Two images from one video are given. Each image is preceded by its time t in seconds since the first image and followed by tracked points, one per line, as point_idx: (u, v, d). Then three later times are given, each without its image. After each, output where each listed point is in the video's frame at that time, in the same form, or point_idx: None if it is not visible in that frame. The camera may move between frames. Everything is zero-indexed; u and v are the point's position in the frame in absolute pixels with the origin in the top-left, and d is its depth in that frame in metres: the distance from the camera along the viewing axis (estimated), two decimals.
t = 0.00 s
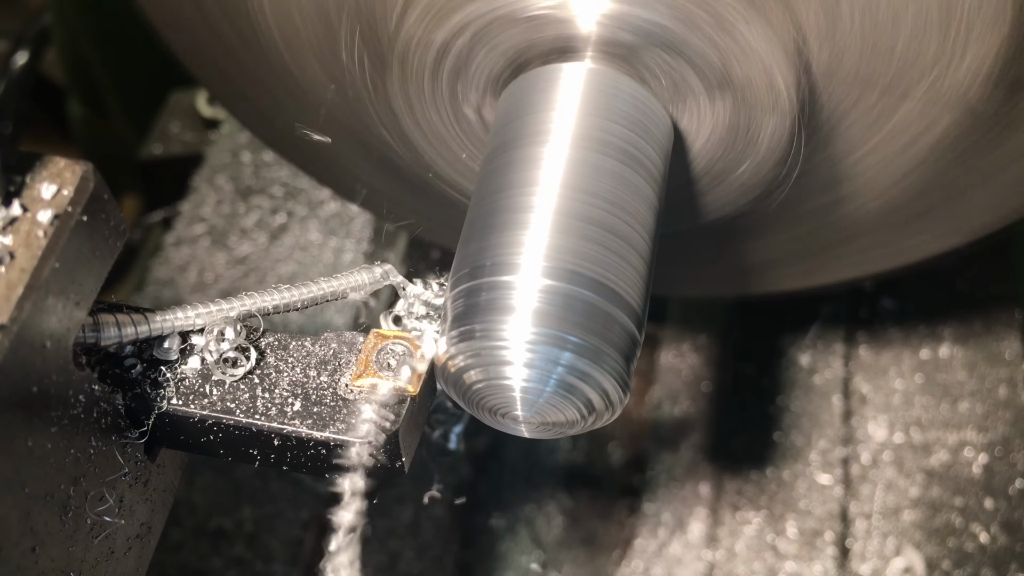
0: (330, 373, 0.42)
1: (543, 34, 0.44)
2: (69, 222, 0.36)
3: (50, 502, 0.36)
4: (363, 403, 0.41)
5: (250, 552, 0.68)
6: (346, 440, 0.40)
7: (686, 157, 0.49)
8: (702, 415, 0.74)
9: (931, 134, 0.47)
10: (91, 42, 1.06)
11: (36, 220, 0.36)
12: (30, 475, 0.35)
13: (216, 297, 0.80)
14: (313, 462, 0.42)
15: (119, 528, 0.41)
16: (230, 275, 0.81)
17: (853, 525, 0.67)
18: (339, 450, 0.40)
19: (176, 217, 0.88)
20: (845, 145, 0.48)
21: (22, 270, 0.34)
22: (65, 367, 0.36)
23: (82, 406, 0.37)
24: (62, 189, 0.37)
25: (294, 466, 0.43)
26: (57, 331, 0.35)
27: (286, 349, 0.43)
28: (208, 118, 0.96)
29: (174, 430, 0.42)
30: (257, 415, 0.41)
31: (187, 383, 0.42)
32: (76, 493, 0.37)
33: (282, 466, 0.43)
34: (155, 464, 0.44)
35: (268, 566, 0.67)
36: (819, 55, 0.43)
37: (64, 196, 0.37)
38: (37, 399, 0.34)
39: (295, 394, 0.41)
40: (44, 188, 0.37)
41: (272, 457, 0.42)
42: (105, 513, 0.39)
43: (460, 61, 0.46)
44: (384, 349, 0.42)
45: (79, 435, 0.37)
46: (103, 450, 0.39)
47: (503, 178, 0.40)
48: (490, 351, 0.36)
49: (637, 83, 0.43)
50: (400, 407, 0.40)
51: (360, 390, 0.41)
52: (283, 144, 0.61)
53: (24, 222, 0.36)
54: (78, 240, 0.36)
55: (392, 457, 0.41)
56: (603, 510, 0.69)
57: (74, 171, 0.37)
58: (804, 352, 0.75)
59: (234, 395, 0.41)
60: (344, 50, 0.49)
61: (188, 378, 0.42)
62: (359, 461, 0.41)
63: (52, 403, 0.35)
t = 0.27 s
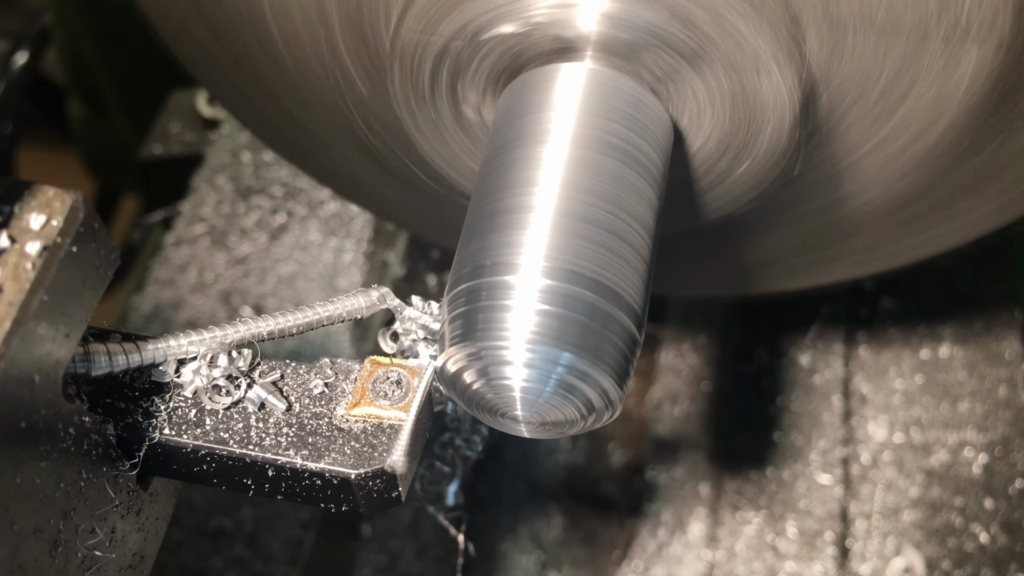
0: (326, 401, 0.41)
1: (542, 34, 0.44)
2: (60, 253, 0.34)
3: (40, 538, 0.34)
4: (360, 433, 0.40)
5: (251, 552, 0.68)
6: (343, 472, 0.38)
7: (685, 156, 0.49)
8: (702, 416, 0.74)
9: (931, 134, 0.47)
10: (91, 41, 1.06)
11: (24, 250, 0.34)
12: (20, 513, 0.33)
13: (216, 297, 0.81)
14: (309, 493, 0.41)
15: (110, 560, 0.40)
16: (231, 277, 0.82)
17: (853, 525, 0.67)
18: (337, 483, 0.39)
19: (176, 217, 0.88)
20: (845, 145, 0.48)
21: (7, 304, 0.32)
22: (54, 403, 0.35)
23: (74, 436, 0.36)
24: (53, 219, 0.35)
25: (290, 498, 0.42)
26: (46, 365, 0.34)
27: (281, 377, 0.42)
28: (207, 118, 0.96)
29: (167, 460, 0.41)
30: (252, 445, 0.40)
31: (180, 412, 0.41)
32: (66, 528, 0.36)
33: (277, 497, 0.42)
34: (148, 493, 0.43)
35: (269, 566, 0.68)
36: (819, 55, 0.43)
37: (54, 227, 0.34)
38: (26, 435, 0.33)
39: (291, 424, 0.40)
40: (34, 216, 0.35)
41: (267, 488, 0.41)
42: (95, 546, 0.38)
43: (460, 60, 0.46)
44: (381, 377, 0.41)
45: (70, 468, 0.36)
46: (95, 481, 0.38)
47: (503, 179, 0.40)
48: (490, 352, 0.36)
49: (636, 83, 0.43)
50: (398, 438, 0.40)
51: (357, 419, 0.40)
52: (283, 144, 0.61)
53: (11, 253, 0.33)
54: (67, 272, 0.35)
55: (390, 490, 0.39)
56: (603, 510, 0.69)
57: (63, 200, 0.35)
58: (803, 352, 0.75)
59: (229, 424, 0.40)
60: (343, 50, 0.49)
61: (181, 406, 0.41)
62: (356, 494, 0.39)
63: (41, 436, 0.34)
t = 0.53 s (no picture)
0: (329, 415, 0.41)
1: (543, 34, 0.44)
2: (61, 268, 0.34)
3: (41, 554, 0.35)
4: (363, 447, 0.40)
5: (251, 552, 0.69)
6: (346, 487, 0.38)
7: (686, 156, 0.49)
8: (702, 416, 0.73)
9: (931, 134, 0.47)
10: (91, 41, 1.06)
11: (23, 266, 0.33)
12: (20, 530, 0.33)
13: (216, 297, 0.81)
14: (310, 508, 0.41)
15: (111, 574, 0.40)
16: (231, 276, 0.82)
17: (853, 525, 0.67)
18: (339, 497, 0.39)
19: (176, 217, 0.88)
20: (845, 145, 0.48)
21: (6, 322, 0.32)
22: (54, 419, 0.35)
23: (75, 452, 0.36)
24: (53, 233, 0.34)
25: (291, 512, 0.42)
26: (45, 382, 0.34)
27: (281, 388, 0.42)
28: (207, 118, 0.96)
29: (168, 474, 0.41)
30: (254, 460, 0.39)
31: (180, 426, 0.41)
32: (66, 543, 0.36)
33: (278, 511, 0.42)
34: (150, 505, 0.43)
35: (269, 566, 0.68)
36: (819, 55, 0.43)
37: (54, 242, 0.34)
38: (26, 452, 0.33)
39: (293, 438, 0.40)
40: (34, 231, 0.34)
41: (267, 502, 0.41)
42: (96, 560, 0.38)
43: (460, 60, 0.46)
44: (384, 390, 0.41)
45: (71, 483, 0.36)
46: (95, 496, 0.38)
47: (503, 179, 0.40)
48: (490, 352, 0.36)
49: (636, 83, 0.43)
50: (401, 452, 0.39)
51: (360, 433, 0.40)
52: (283, 144, 0.61)
53: (10, 269, 0.33)
54: (68, 287, 0.34)
55: (393, 504, 0.39)
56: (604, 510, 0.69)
57: (64, 215, 0.35)
58: (803, 352, 0.75)
59: (230, 439, 0.40)
60: (343, 50, 0.49)
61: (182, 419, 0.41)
62: (359, 507, 0.39)
63: (41, 453, 0.34)
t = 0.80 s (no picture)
0: (349, 431, 0.41)
1: (544, 34, 0.44)
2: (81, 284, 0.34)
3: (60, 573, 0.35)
4: (383, 463, 0.39)
5: (250, 552, 0.68)
6: (367, 503, 0.38)
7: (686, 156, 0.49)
8: (702, 415, 0.73)
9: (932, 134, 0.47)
10: (91, 41, 1.06)
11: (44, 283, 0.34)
12: (41, 550, 0.33)
13: (216, 297, 0.81)
14: (330, 524, 0.40)
15: None
16: (231, 276, 0.82)
17: (854, 525, 0.67)
18: (360, 514, 0.39)
19: (176, 217, 0.88)
20: (845, 145, 0.48)
21: (27, 339, 0.32)
22: (74, 437, 0.35)
23: (93, 469, 0.36)
24: (73, 249, 0.34)
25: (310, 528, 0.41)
26: (67, 398, 0.34)
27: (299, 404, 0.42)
28: (207, 118, 0.96)
29: (186, 490, 0.41)
30: (272, 477, 0.39)
31: (199, 442, 0.41)
32: (85, 561, 0.36)
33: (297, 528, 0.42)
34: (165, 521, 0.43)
35: (268, 566, 0.68)
36: (821, 54, 0.43)
37: (74, 258, 0.34)
38: (47, 470, 0.33)
39: (312, 455, 0.40)
40: (54, 247, 0.35)
41: (286, 519, 0.41)
42: None
43: (461, 59, 0.46)
44: (404, 405, 0.41)
45: (90, 501, 0.36)
46: (113, 513, 0.38)
47: (503, 178, 0.40)
48: (491, 351, 0.36)
49: (636, 83, 0.43)
50: (422, 467, 0.39)
51: (380, 448, 0.40)
52: (283, 143, 0.61)
53: (31, 286, 0.33)
54: (88, 302, 0.34)
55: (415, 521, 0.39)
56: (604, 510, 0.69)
57: (83, 230, 0.35)
58: (804, 352, 0.75)
59: (248, 455, 0.40)
60: (344, 49, 0.49)
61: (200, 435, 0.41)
62: (379, 524, 0.39)
63: (61, 471, 0.34)
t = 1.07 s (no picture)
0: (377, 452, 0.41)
1: (545, 38, 0.44)
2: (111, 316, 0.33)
3: None
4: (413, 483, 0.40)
5: (252, 551, 0.69)
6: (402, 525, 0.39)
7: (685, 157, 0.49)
8: (701, 416, 0.74)
9: (928, 136, 0.47)
10: (93, 45, 1.07)
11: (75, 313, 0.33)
12: None
13: (218, 299, 0.82)
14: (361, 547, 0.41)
15: None
16: (233, 278, 0.83)
17: (852, 525, 0.68)
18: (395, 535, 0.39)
19: (179, 220, 0.88)
20: (843, 147, 0.49)
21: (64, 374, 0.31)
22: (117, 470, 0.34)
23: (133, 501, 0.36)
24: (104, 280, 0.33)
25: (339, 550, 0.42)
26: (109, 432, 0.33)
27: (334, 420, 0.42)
28: (210, 121, 0.97)
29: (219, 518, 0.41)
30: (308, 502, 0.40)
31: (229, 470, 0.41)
32: None
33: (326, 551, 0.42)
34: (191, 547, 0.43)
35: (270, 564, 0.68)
36: (819, 56, 0.43)
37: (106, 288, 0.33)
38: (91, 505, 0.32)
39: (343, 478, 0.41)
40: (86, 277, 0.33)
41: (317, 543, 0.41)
42: None
43: (460, 63, 0.47)
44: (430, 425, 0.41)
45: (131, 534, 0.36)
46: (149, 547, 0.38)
47: (503, 180, 0.40)
48: (492, 354, 0.37)
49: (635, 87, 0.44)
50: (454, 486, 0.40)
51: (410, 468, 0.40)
52: (285, 147, 0.61)
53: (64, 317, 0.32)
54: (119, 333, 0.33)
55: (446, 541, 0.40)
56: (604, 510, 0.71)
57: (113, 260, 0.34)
58: (802, 354, 0.75)
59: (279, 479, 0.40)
60: (344, 51, 0.49)
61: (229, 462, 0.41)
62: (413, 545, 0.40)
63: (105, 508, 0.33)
